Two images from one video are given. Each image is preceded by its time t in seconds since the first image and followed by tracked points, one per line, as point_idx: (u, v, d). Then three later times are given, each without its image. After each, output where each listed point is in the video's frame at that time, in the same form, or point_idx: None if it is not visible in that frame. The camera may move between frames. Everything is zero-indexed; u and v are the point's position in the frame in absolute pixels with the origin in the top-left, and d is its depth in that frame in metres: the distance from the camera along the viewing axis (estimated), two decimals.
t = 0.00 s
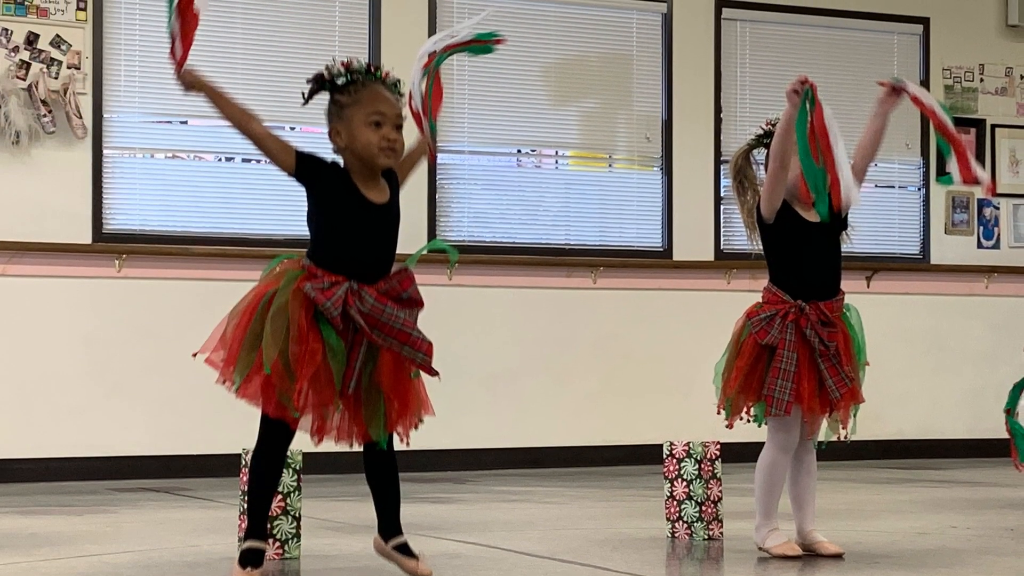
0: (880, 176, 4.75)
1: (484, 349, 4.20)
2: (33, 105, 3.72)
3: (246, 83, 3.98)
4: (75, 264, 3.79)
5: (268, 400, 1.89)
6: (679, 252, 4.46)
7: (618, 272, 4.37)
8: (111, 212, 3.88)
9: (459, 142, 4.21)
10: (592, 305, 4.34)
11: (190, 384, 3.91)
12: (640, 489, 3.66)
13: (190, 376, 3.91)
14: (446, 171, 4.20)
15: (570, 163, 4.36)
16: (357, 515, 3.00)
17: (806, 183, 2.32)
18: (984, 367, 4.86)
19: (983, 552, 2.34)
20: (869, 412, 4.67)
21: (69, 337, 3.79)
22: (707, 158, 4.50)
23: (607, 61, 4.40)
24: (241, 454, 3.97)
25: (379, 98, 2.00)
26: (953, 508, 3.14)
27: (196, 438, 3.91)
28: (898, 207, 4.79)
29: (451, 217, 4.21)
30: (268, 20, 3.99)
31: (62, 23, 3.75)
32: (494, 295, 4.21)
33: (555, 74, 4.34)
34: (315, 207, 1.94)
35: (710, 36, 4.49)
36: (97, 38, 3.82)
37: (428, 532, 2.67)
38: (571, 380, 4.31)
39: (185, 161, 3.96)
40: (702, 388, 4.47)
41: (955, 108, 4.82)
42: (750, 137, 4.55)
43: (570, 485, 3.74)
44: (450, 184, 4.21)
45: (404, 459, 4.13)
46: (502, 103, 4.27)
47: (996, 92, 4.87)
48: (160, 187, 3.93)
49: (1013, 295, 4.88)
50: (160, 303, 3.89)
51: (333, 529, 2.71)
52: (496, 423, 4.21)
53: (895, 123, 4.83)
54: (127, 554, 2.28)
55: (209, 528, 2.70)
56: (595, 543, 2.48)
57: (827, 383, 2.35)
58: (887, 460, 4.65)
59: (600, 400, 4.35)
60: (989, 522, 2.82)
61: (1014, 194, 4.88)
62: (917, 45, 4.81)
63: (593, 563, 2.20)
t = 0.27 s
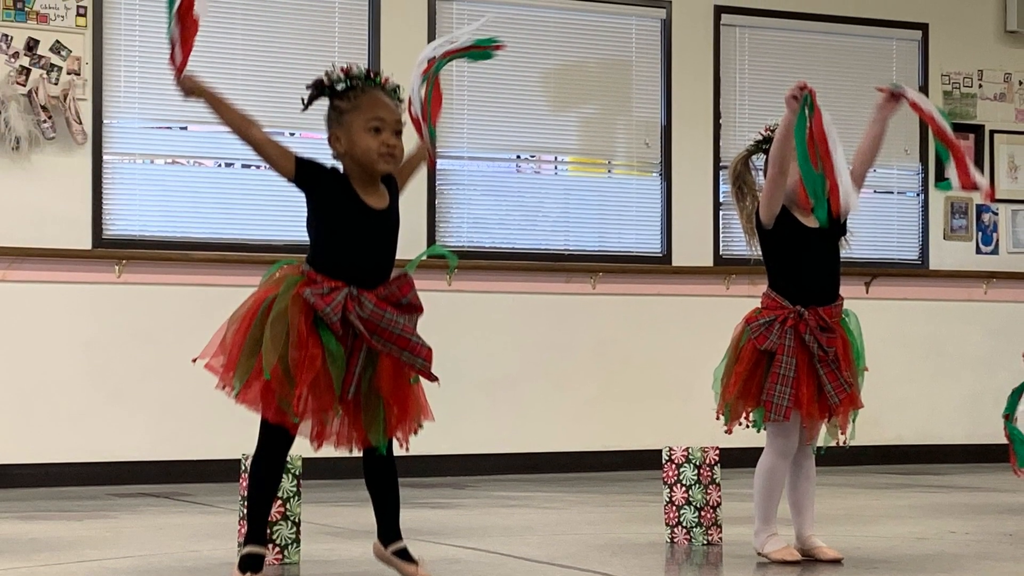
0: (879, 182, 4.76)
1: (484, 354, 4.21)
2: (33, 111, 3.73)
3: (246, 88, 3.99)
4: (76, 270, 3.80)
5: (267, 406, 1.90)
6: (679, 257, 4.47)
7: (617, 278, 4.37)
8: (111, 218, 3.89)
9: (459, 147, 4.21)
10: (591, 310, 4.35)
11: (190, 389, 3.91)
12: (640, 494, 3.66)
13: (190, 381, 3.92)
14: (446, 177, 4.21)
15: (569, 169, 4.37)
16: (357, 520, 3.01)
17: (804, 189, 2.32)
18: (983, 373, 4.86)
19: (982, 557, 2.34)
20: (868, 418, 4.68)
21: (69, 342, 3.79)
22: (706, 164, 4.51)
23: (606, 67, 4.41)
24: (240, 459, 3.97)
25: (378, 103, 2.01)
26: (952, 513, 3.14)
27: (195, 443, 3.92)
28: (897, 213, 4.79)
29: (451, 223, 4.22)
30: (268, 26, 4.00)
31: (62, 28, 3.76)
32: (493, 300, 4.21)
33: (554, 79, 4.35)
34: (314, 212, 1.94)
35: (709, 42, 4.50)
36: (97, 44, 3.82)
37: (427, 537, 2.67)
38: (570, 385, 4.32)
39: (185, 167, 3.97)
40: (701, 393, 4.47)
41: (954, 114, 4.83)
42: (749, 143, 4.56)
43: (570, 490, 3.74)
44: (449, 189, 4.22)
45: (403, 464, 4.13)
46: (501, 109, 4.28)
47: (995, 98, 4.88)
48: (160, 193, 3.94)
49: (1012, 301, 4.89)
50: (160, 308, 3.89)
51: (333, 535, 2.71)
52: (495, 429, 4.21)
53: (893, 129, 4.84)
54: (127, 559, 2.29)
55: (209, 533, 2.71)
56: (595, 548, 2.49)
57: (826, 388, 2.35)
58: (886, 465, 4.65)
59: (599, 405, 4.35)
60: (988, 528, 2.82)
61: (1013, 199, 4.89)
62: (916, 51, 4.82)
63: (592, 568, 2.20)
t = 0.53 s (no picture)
0: (878, 188, 4.76)
1: (483, 359, 4.21)
2: (34, 117, 3.73)
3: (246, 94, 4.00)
4: (76, 275, 3.80)
5: (267, 411, 1.90)
6: (678, 263, 4.47)
7: (616, 283, 4.38)
8: (111, 223, 3.89)
9: (458, 153, 4.22)
10: (590, 316, 4.35)
11: (190, 395, 3.91)
12: (639, 499, 3.67)
13: (190, 387, 3.92)
14: (445, 183, 4.22)
15: (568, 175, 4.38)
16: (356, 526, 3.01)
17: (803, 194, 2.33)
18: (982, 378, 4.86)
19: (980, 562, 2.34)
20: (867, 423, 4.68)
21: (69, 347, 3.79)
22: (705, 170, 4.52)
23: (605, 72, 4.42)
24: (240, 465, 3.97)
25: (377, 109, 2.01)
26: (951, 518, 3.15)
27: (195, 449, 3.92)
28: (896, 219, 4.80)
29: (450, 229, 4.22)
30: (267, 31, 4.01)
31: (62, 34, 3.77)
32: (492, 306, 4.22)
33: (553, 85, 4.35)
34: (314, 218, 1.95)
35: (708, 48, 4.52)
36: (97, 50, 3.83)
37: (427, 543, 2.68)
38: (569, 390, 4.32)
39: (185, 173, 3.98)
40: (700, 398, 4.47)
41: (953, 120, 4.84)
42: (748, 149, 4.57)
43: (569, 496, 3.74)
44: (448, 195, 4.22)
45: (403, 470, 4.13)
46: (501, 115, 4.29)
47: (993, 104, 4.89)
48: (160, 198, 3.94)
49: (1011, 306, 4.89)
50: (160, 314, 3.90)
51: (332, 540, 2.72)
52: (495, 434, 4.22)
53: (892, 135, 4.85)
54: (127, 564, 2.29)
55: (209, 538, 2.71)
56: (594, 553, 2.49)
57: (825, 393, 2.35)
58: (885, 471, 4.65)
59: (598, 411, 4.35)
60: (986, 533, 2.83)
61: (1011, 205, 4.90)
62: (915, 56, 4.83)
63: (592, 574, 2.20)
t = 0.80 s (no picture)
0: (877, 194, 4.77)
1: (483, 365, 4.21)
2: (33, 123, 3.74)
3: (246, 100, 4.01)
4: (75, 281, 3.80)
5: (266, 416, 1.91)
6: (677, 269, 4.48)
7: (615, 289, 4.38)
8: (111, 229, 3.90)
9: (458, 159, 4.22)
10: (589, 322, 4.35)
11: (190, 400, 3.92)
12: (638, 505, 3.67)
13: (190, 392, 3.92)
14: (444, 189, 4.22)
15: (567, 181, 4.39)
16: (356, 531, 3.01)
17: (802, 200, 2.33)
18: (980, 383, 4.87)
19: (979, 567, 2.35)
20: (866, 429, 4.68)
21: (69, 353, 3.80)
22: (704, 176, 4.53)
23: (604, 78, 4.43)
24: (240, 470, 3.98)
25: (377, 115, 2.02)
26: (950, 523, 3.15)
27: (195, 454, 3.92)
28: (895, 224, 4.81)
29: (449, 235, 4.23)
30: (267, 37, 4.01)
31: (62, 40, 3.78)
32: (492, 312, 4.22)
33: (552, 91, 4.36)
34: (313, 224, 1.95)
35: (708, 54, 4.53)
36: (97, 56, 3.84)
37: (426, 548, 2.68)
38: (568, 396, 4.32)
39: (185, 178, 3.98)
40: (699, 404, 4.48)
41: (951, 126, 4.85)
42: (747, 154, 4.58)
43: (568, 501, 3.74)
44: (448, 200, 4.23)
45: (402, 475, 4.13)
46: (500, 121, 4.29)
47: (992, 110, 4.90)
48: (160, 204, 3.95)
49: (1010, 311, 4.90)
50: (160, 319, 3.90)
51: (332, 545, 2.72)
52: (494, 439, 4.22)
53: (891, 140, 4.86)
54: (127, 569, 2.29)
55: (209, 543, 2.71)
56: (594, 559, 2.49)
57: (824, 399, 2.36)
58: (883, 476, 4.65)
59: (598, 416, 4.35)
60: (986, 538, 2.83)
61: (1010, 211, 4.91)
62: (914, 62, 4.84)
63: None
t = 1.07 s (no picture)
0: (876, 200, 4.78)
1: (482, 370, 4.22)
2: (33, 128, 3.75)
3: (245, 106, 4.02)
4: (75, 286, 3.81)
5: (265, 422, 1.91)
6: (676, 274, 4.49)
7: (614, 294, 4.38)
8: (111, 235, 3.90)
9: (457, 165, 4.23)
10: (589, 327, 4.36)
11: (189, 406, 3.92)
12: (637, 510, 3.66)
13: (189, 397, 3.92)
14: (443, 195, 4.23)
15: (566, 187, 4.39)
16: (355, 536, 3.01)
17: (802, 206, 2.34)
18: (979, 389, 4.87)
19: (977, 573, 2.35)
20: (866, 434, 4.68)
21: (69, 359, 3.80)
22: (704, 181, 4.53)
23: (603, 84, 4.43)
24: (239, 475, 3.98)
25: (377, 121, 2.03)
26: (948, 529, 3.15)
27: (194, 459, 3.92)
28: (893, 230, 4.81)
29: (448, 241, 4.23)
30: (267, 43, 4.02)
31: (62, 46, 3.79)
32: (491, 317, 4.23)
33: (551, 97, 4.37)
34: (313, 230, 1.95)
35: (707, 59, 4.54)
36: (97, 62, 3.85)
37: (426, 553, 2.68)
38: (568, 401, 4.32)
39: (184, 184, 3.99)
40: (698, 409, 4.48)
41: (950, 131, 4.86)
42: (746, 160, 4.59)
43: (568, 506, 3.74)
44: (447, 206, 4.24)
45: (401, 481, 4.13)
46: (499, 127, 4.30)
47: (991, 115, 4.91)
48: (160, 210, 3.95)
49: (1009, 317, 4.90)
50: (159, 325, 3.90)
51: (331, 550, 2.72)
52: (493, 445, 4.22)
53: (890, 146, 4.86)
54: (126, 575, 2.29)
55: (208, 548, 2.71)
56: (593, 564, 2.49)
57: (824, 404, 2.37)
58: (883, 481, 4.65)
59: (597, 421, 4.36)
60: (984, 543, 2.83)
61: (1009, 217, 4.91)
62: (913, 68, 4.85)
63: None
